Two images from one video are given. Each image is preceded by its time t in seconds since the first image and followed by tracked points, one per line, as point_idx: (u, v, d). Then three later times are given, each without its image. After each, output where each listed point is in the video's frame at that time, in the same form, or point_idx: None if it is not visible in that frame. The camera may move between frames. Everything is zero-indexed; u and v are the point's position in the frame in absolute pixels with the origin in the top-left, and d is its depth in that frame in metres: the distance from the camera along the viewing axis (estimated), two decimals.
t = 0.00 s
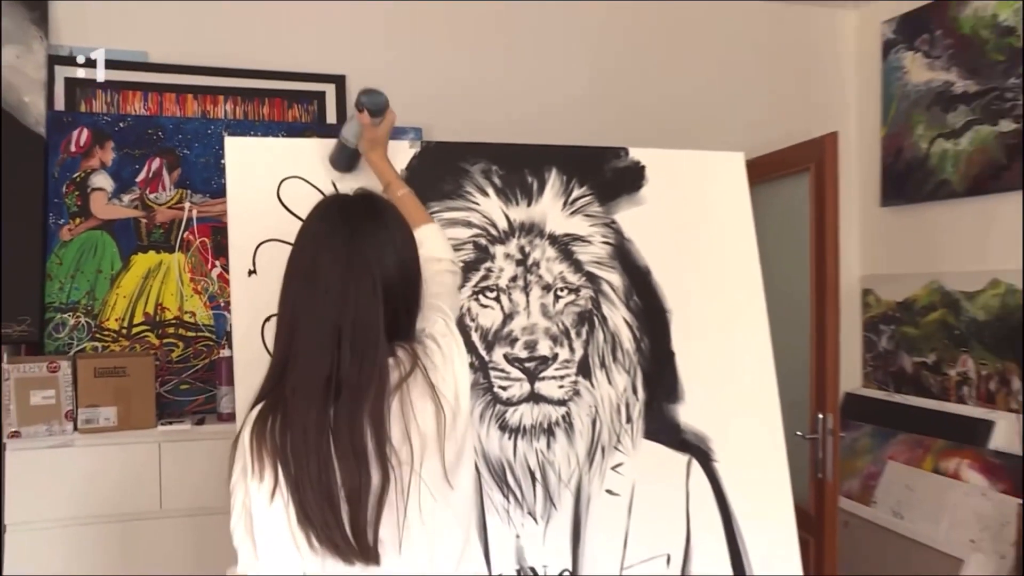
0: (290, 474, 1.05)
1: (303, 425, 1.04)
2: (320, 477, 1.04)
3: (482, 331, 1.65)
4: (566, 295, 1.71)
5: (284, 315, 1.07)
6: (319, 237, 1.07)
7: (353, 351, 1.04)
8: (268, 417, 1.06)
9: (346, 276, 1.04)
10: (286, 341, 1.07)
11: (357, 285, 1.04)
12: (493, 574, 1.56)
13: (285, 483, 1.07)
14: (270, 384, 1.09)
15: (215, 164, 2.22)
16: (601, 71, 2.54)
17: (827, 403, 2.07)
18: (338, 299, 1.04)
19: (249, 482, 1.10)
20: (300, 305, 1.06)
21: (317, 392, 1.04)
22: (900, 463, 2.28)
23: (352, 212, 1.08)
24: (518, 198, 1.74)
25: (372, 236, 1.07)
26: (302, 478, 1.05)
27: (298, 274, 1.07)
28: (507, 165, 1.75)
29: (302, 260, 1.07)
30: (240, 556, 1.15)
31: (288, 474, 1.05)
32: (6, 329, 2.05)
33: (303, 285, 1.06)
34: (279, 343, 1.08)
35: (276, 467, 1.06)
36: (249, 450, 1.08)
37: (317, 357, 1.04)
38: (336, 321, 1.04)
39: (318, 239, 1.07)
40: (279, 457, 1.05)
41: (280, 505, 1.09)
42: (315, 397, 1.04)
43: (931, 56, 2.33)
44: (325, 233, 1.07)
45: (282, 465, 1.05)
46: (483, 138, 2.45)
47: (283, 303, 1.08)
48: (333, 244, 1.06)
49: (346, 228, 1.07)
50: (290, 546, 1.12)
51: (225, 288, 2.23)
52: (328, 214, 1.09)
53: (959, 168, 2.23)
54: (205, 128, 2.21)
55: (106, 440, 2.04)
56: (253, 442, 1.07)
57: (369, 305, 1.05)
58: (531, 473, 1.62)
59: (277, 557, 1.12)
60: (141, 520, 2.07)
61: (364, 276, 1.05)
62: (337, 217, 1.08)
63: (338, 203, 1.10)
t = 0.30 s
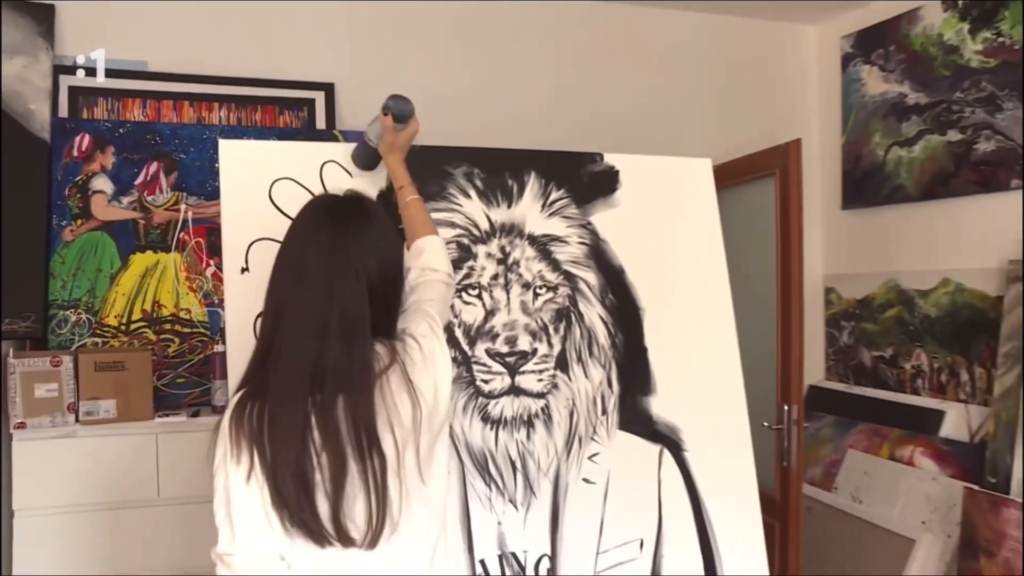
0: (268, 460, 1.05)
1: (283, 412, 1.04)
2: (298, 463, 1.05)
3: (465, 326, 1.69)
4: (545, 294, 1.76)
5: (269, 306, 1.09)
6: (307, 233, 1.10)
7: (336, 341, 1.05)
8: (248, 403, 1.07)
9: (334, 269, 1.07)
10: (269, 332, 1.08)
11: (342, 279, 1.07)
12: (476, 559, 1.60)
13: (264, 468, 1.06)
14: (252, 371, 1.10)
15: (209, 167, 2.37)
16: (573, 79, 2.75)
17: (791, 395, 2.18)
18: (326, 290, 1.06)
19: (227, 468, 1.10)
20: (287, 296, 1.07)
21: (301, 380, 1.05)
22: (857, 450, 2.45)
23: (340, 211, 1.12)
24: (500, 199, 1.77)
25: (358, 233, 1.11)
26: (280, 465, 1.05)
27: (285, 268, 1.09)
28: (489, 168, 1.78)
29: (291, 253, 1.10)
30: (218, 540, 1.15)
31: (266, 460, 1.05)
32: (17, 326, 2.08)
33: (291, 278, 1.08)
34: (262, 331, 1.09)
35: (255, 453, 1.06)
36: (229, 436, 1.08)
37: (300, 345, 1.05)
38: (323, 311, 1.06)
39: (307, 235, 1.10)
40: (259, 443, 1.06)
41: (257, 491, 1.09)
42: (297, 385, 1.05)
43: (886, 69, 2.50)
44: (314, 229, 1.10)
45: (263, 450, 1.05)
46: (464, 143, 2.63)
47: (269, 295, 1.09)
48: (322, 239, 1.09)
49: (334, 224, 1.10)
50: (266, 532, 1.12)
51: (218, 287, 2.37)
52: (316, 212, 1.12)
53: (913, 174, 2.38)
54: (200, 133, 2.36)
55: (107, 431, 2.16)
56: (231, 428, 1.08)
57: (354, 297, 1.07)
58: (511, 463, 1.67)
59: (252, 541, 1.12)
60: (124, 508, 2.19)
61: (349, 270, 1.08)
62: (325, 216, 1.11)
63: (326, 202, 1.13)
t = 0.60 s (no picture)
0: (274, 450, 1.05)
1: (290, 404, 1.04)
2: (300, 456, 1.03)
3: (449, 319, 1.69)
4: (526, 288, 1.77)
5: (293, 299, 1.09)
6: (328, 228, 1.10)
7: (343, 337, 1.04)
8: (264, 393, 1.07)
9: (345, 265, 1.06)
10: (290, 323, 1.08)
11: (352, 277, 1.06)
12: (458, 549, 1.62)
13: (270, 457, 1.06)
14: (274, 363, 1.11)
15: (194, 161, 2.39)
16: (554, 76, 2.77)
17: (769, 387, 2.22)
18: (338, 284, 1.06)
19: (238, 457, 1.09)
20: (307, 290, 1.08)
21: (306, 372, 1.05)
22: (834, 441, 2.52)
23: (363, 208, 1.11)
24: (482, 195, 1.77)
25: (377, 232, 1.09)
26: (285, 458, 1.04)
27: (308, 262, 1.10)
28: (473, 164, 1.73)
29: (314, 247, 1.10)
30: (224, 529, 1.13)
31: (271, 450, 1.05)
32: None
33: (309, 273, 1.08)
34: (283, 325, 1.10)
35: (265, 441, 1.06)
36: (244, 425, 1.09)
37: (308, 339, 1.05)
38: (331, 305, 1.05)
39: (328, 231, 1.09)
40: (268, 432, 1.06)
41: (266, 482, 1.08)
42: (305, 378, 1.05)
43: (862, 67, 2.54)
44: (335, 223, 1.10)
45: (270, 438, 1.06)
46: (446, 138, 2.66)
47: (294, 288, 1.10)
48: (340, 234, 1.08)
49: (353, 220, 1.09)
50: (271, 523, 1.10)
51: (202, 280, 2.41)
52: (341, 208, 1.11)
53: (888, 170, 2.41)
54: (185, 126, 2.39)
55: (92, 423, 2.19)
56: (248, 414, 1.09)
57: (360, 295, 1.06)
58: (490, 454, 1.70)
59: (256, 531, 1.10)
60: (131, 500, 2.23)
61: (360, 268, 1.06)
62: (347, 212, 1.11)
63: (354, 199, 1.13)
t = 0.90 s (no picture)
0: (402, 446, 1.25)
1: (416, 389, 1.28)
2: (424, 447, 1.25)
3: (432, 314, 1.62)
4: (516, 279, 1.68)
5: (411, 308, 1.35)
6: (434, 267, 1.35)
7: (451, 346, 1.28)
8: (389, 398, 1.30)
9: (458, 278, 1.33)
10: (406, 332, 1.34)
11: (461, 300, 1.31)
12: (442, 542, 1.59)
13: (394, 455, 1.25)
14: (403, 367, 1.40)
15: (178, 153, 2.40)
16: (540, 69, 2.77)
17: (755, 380, 2.22)
18: (447, 294, 1.31)
19: (364, 456, 1.28)
20: (421, 303, 1.34)
21: (427, 377, 1.28)
22: (821, 432, 2.53)
23: (468, 246, 1.39)
24: (467, 185, 1.71)
25: (476, 270, 1.35)
26: (410, 450, 1.25)
27: (422, 278, 1.37)
28: (458, 153, 1.72)
29: (427, 274, 1.36)
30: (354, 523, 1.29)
31: (399, 448, 1.25)
32: None
33: (421, 299, 1.34)
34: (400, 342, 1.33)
35: (389, 445, 1.26)
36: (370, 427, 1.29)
37: (425, 350, 1.29)
38: (449, 311, 1.30)
39: (435, 269, 1.35)
40: (392, 432, 1.26)
41: (382, 479, 1.25)
42: (424, 382, 1.28)
43: (847, 61, 2.55)
44: (444, 257, 1.37)
45: (397, 439, 1.26)
46: (432, 130, 2.65)
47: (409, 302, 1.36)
48: (449, 264, 1.35)
49: (461, 250, 1.38)
50: (394, 517, 1.27)
51: (187, 273, 2.44)
52: (450, 239, 1.43)
53: (873, 163, 2.43)
54: (169, 119, 2.38)
55: (76, 417, 2.19)
56: (378, 417, 1.30)
57: (468, 311, 1.31)
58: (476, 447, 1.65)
59: (383, 526, 1.27)
60: (143, 491, 2.26)
61: (467, 294, 1.32)
62: (450, 251, 1.39)
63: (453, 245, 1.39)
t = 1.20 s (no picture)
0: (542, 418, 1.17)
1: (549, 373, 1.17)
2: (570, 423, 1.17)
3: (416, 302, 1.64)
4: (499, 270, 1.70)
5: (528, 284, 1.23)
6: (551, 229, 1.23)
7: (587, 314, 1.18)
8: (516, 367, 1.19)
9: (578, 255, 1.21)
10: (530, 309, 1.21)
11: (589, 263, 1.20)
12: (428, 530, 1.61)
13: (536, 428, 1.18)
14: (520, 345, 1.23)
15: (161, 143, 2.39)
16: (525, 58, 2.76)
17: (740, 369, 2.23)
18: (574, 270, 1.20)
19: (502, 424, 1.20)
20: (541, 275, 1.22)
21: (563, 349, 1.17)
22: (805, 422, 2.54)
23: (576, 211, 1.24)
24: (453, 174, 1.69)
25: (595, 229, 1.23)
26: (554, 422, 1.16)
27: (536, 252, 1.24)
28: (443, 142, 1.70)
29: (544, 244, 1.23)
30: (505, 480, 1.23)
31: (538, 420, 1.17)
32: None
33: (540, 263, 1.22)
34: (523, 312, 1.22)
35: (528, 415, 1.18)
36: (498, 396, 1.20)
37: (560, 320, 1.18)
38: (571, 288, 1.19)
39: (551, 229, 1.23)
40: (530, 403, 1.17)
41: (530, 447, 1.19)
42: (561, 354, 1.17)
43: (833, 52, 2.55)
44: (559, 224, 1.23)
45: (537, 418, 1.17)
46: (416, 119, 2.64)
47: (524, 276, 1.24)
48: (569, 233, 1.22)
49: (574, 220, 1.23)
50: (542, 477, 1.22)
51: (171, 262, 2.44)
52: (556, 216, 1.24)
53: (858, 154, 2.43)
54: (151, 107, 2.37)
55: (56, 409, 2.17)
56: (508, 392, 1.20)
57: (598, 277, 1.20)
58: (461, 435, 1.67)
59: (534, 494, 1.22)
60: (125, 483, 2.25)
61: (594, 258, 1.21)
62: (564, 212, 1.24)
63: (563, 203, 1.26)
